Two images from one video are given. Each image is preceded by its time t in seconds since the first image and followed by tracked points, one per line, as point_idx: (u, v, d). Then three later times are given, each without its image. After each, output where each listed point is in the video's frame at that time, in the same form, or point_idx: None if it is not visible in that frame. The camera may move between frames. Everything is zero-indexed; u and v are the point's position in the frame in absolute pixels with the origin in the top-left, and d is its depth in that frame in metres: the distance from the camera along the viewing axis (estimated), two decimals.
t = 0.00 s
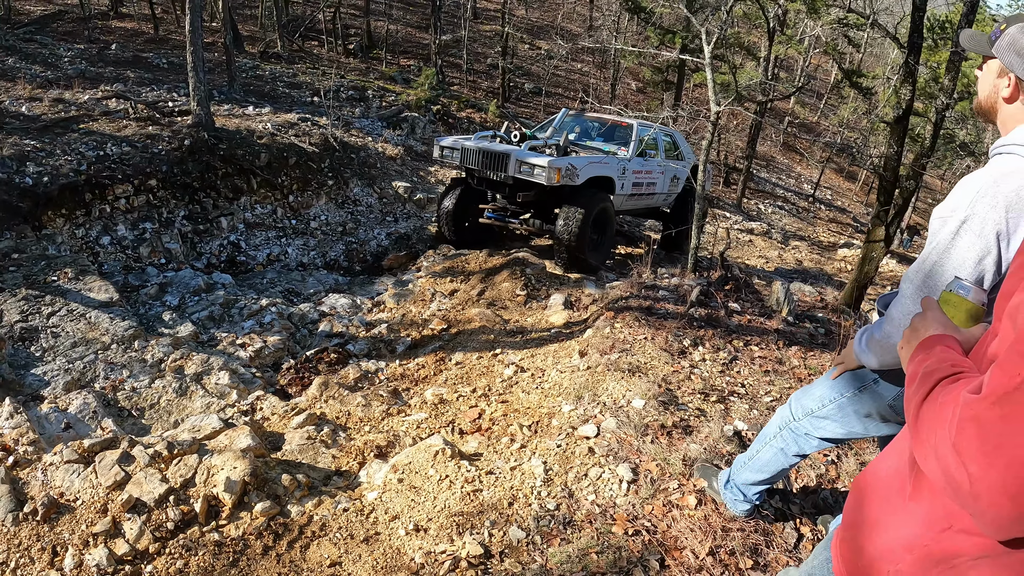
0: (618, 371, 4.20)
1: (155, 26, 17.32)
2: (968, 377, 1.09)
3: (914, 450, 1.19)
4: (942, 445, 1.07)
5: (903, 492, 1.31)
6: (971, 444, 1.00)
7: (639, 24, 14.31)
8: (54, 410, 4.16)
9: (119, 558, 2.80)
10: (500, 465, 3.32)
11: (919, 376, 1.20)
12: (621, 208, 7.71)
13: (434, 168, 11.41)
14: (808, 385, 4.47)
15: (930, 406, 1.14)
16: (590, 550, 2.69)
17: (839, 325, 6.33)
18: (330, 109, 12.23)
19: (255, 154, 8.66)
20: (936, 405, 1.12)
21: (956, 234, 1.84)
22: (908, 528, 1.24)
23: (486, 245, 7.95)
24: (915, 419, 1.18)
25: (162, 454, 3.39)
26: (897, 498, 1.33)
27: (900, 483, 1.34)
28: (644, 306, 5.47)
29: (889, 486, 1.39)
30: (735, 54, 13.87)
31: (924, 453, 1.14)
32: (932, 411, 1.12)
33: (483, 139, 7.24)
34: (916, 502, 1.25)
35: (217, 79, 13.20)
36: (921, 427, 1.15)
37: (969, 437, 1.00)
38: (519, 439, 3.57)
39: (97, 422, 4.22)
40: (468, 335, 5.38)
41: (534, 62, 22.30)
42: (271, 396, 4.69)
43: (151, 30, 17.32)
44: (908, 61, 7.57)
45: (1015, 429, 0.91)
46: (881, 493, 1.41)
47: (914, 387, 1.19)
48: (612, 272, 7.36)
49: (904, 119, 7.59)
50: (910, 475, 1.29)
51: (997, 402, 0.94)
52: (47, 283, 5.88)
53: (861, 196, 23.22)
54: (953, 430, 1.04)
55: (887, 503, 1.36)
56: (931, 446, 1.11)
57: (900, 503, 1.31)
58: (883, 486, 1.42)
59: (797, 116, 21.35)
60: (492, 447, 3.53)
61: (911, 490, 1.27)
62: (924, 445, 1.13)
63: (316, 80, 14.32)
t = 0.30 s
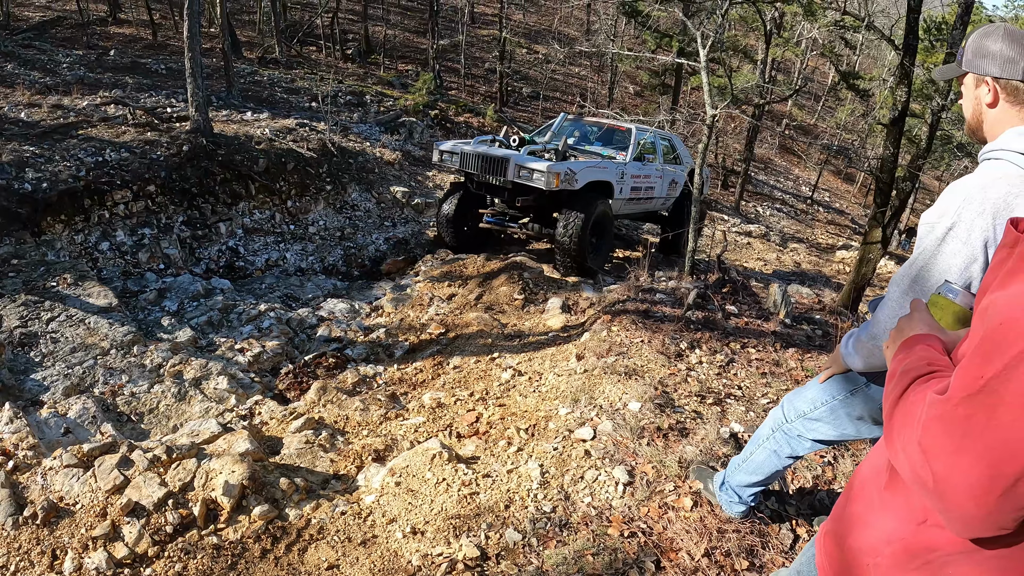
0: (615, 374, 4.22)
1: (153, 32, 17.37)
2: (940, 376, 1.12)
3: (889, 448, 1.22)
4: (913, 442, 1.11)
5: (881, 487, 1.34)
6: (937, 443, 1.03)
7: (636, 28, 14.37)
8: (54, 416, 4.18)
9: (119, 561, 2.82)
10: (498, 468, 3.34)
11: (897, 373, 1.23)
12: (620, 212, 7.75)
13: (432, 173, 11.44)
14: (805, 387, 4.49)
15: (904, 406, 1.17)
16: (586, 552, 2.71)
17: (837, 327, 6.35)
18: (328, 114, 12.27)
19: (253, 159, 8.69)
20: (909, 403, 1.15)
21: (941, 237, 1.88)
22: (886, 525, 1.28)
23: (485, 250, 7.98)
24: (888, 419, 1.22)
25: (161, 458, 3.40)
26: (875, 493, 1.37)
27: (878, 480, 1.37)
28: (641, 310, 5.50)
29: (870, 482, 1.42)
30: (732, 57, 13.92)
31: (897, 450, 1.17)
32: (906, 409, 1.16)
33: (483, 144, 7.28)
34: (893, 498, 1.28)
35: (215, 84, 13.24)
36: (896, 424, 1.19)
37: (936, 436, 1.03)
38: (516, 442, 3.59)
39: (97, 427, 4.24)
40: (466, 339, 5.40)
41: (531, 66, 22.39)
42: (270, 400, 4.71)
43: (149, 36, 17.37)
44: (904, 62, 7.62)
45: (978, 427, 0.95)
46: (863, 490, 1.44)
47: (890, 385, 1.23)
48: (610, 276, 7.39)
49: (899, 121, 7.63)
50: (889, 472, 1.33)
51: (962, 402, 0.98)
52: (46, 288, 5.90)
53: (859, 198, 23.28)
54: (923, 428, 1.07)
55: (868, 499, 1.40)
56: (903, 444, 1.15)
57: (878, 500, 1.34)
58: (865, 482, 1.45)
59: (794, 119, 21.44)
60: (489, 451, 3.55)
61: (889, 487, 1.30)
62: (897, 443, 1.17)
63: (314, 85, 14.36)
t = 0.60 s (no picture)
0: (613, 376, 4.24)
1: (152, 36, 17.41)
2: (929, 380, 1.14)
3: (880, 450, 1.24)
4: (902, 445, 1.12)
5: (870, 488, 1.37)
6: (926, 446, 1.05)
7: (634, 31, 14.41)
8: (54, 420, 4.18)
9: (119, 565, 2.83)
10: (496, 471, 3.35)
11: (887, 376, 1.25)
12: (620, 214, 7.77)
13: (431, 176, 11.47)
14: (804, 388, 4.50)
15: (893, 409, 1.19)
16: (584, 553, 2.72)
17: (836, 328, 6.36)
18: (327, 118, 12.30)
19: (252, 164, 8.70)
20: (899, 406, 1.17)
21: (934, 235, 1.90)
22: (877, 526, 1.30)
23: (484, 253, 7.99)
24: (878, 422, 1.24)
25: (161, 462, 3.41)
26: (866, 494, 1.39)
27: (869, 480, 1.39)
28: (639, 312, 5.51)
29: (861, 483, 1.44)
30: (729, 58, 13.95)
31: (887, 453, 1.19)
32: (896, 412, 1.17)
33: (482, 147, 7.30)
34: (883, 499, 1.30)
35: (214, 88, 13.27)
36: (885, 427, 1.20)
37: (924, 439, 1.05)
38: (515, 445, 3.61)
39: (97, 432, 4.25)
40: (465, 342, 5.41)
41: (529, 69, 22.45)
42: (270, 404, 4.72)
43: (148, 40, 17.42)
44: (901, 63, 7.64)
45: (966, 430, 0.97)
46: (855, 491, 1.46)
47: (880, 389, 1.24)
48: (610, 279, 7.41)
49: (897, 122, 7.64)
50: (879, 473, 1.35)
51: (950, 407, 1.00)
52: (46, 293, 5.91)
53: (859, 199, 23.30)
54: (911, 432, 1.09)
55: (859, 499, 1.42)
56: (893, 447, 1.16)
57: (868, 501, 1.36)
58: (856, 483, 1.47)
59: (792, 120, 21.49)
60: (487, 454, 3.56)
61: (880, 488, 1.32)
62: (887, 446, 1.18)
63: (313, 89, 14.40)
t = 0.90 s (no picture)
0: (612, 380, 4.27)
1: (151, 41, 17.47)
2: (908, 389, 1.18)
3: (862, 456, 1.28)
4: (883, 451, 1.16)
5: (854, 493, 1.41)
6: (904, 450, 1.09)
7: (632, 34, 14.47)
8: (57, 426, 4.22)
9: (123, 569, 2.86)
10: (496, 475, 3.39)
11: (870, 385, 1.29)
12: (618, 218, 7.81)
13: (430, 181, 11.52)
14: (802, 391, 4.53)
15: (875, 416, 1.23)
16: (583, 557, 2.76)
17: (834, 330, 6.40)
18: (326, 122, 12.36)
19: (252, 169, 8.74)
20: (880, 414, 1.21)
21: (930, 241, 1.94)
22: (861, 529, 1.34)
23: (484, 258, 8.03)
24: (861, 429, 1.28)
25: (164, 467, 3.45)
26: (850, 498, 1.43)
27: (853, 485, 1.43)
28: (638, 316, 5.55)
29: (845, 487, 1.48)
30: (727, 61, 14.00)
31: (868, 459, 1.23)
32: (877, 420, 1.21)
33: (481, 151, 7.34)
34: (866, 503, 1.35)
35: (213, 94, 13.33)
36: (867, 434, 1.24)
37: (903, 445, 1.09)
38: (514, 449, 3.65)
39: (100, 437, 4.28)
40: (465, 347, 5.45)
41: (528, 72, 22.52)
42: (271, 409, 4.76)
43: (148, 45, 17.49)
44: (898, 66, 7.69)
45: (943, 435, 1.01)
46: (840, 495, 1.50)
47: (862, 397, 1.28)
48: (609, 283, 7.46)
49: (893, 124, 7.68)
50: (863, 479, 1.39)
51: (927, 413, 1.04)
52: (48, 299, 5.95)
53: (858, 200, 23.36)
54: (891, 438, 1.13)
55: (843, 503, 1.46)
56: (875, 454, 1.20)
57: (851, 504, 1.41)
58: (841, 488, 1.51)
59: (791, 122, 21.54)
60: (487, 458, 3.60)
61: (863, 493, 1.36)
62: (869, 452, 1.22)
63: (313, 93, 14.46)
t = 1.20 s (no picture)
0: (609, 385, 4.27)
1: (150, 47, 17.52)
2: (901, 393, 1.17)
3: (857, 461, 1.28)
4: (877, 455, 1.16)
5: (849, 498, 1.41)
6: (897, 454, 1.08)
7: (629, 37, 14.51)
8: (54, 433, 4.20)
9: None
10: (493, 480, 3.38)
11: (864, 390, 1.29)
12: (616, 221, 7.81)
13: (429, 185, 11.53)
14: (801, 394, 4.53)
15: (869, 420, 1.22)
16: (580, 562, 2.75)
17: (832, 333, 6.39)
18: (324, 127, 12.38)
19: (250, 174, 8.74)
20: (874, 419, 1.21)
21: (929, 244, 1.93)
22: (856, 534, 1.33)
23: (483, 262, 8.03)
24: (856, 434, 1.28)
25: (161, 474, 3.44)
26: (845, 504, 1.42)
27: (848, 489, 1.43)
28: (636, 320, 5.55)
29: (841, 492, 1.48)
30: (724, 64, 14.03)
31: (862, 464, 1.23)
32: (871, 424, 1.21)
33: (479, 155, 7.34)
34: (860, 507, 1.34)
35: (211, 99, 13.35)
36: (863, 438, 1.24)
37: (896, 448, 1.08)
38: (512, 454, 3.64)
39: (97, 444, 4.27)
40: (463, 352, 5.45)
41: (526, 76, 22.57)
42: (269, 415, 4.75)
43: (147, 51, 17.53)
44: (896, 67, 7.70)
45: (936, 438, 1.01)
46: (835, 500, 1.50)
47: (856, 402, 1.28)
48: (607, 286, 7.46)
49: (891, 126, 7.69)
50: (857, 484, 1.38)
51: (919, 415, 1.04)
52: (45, 305, 5.94)
53: (856, 202, 23.39)
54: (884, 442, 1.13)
55: (838, 509, 1.45)
56: (870, 459, 1.19)
57: (846, 509, 1.41)
58: (836, 493, 1.51)
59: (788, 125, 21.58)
60: (485, 463, 3.59)
61: (858, 497, 1.36)
62: (863, 457, 1.22)
63: (311, 98, 14.49)
